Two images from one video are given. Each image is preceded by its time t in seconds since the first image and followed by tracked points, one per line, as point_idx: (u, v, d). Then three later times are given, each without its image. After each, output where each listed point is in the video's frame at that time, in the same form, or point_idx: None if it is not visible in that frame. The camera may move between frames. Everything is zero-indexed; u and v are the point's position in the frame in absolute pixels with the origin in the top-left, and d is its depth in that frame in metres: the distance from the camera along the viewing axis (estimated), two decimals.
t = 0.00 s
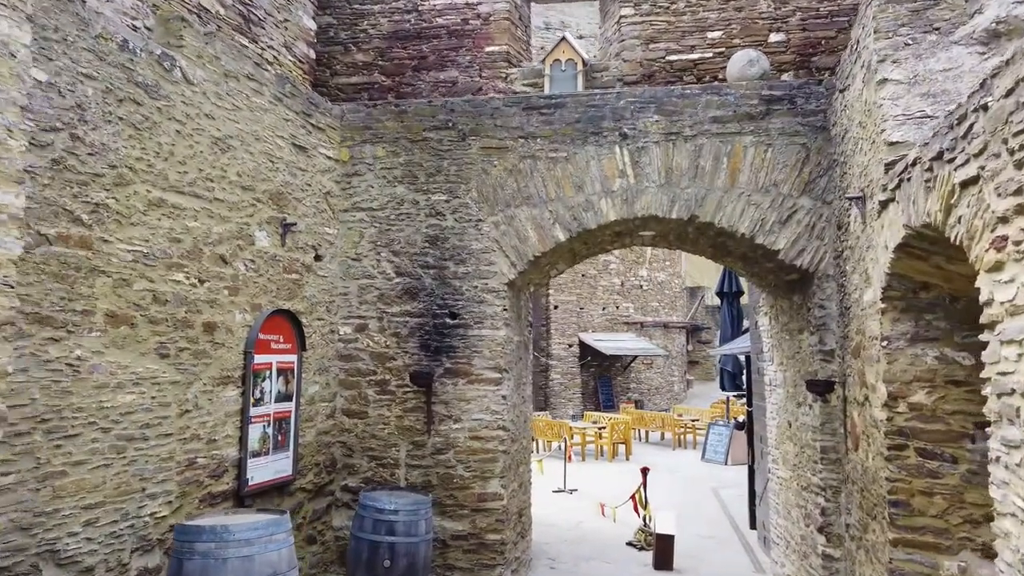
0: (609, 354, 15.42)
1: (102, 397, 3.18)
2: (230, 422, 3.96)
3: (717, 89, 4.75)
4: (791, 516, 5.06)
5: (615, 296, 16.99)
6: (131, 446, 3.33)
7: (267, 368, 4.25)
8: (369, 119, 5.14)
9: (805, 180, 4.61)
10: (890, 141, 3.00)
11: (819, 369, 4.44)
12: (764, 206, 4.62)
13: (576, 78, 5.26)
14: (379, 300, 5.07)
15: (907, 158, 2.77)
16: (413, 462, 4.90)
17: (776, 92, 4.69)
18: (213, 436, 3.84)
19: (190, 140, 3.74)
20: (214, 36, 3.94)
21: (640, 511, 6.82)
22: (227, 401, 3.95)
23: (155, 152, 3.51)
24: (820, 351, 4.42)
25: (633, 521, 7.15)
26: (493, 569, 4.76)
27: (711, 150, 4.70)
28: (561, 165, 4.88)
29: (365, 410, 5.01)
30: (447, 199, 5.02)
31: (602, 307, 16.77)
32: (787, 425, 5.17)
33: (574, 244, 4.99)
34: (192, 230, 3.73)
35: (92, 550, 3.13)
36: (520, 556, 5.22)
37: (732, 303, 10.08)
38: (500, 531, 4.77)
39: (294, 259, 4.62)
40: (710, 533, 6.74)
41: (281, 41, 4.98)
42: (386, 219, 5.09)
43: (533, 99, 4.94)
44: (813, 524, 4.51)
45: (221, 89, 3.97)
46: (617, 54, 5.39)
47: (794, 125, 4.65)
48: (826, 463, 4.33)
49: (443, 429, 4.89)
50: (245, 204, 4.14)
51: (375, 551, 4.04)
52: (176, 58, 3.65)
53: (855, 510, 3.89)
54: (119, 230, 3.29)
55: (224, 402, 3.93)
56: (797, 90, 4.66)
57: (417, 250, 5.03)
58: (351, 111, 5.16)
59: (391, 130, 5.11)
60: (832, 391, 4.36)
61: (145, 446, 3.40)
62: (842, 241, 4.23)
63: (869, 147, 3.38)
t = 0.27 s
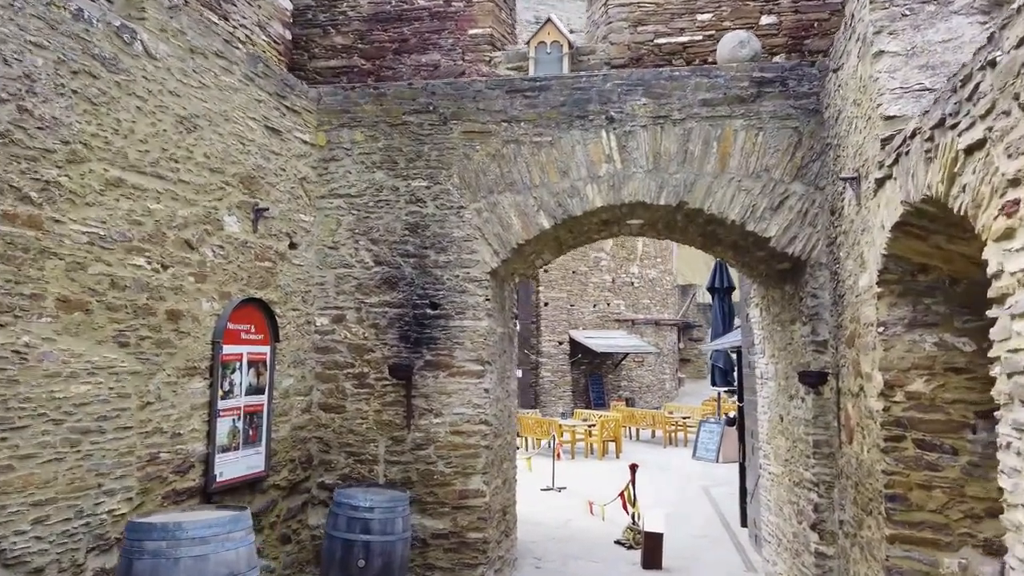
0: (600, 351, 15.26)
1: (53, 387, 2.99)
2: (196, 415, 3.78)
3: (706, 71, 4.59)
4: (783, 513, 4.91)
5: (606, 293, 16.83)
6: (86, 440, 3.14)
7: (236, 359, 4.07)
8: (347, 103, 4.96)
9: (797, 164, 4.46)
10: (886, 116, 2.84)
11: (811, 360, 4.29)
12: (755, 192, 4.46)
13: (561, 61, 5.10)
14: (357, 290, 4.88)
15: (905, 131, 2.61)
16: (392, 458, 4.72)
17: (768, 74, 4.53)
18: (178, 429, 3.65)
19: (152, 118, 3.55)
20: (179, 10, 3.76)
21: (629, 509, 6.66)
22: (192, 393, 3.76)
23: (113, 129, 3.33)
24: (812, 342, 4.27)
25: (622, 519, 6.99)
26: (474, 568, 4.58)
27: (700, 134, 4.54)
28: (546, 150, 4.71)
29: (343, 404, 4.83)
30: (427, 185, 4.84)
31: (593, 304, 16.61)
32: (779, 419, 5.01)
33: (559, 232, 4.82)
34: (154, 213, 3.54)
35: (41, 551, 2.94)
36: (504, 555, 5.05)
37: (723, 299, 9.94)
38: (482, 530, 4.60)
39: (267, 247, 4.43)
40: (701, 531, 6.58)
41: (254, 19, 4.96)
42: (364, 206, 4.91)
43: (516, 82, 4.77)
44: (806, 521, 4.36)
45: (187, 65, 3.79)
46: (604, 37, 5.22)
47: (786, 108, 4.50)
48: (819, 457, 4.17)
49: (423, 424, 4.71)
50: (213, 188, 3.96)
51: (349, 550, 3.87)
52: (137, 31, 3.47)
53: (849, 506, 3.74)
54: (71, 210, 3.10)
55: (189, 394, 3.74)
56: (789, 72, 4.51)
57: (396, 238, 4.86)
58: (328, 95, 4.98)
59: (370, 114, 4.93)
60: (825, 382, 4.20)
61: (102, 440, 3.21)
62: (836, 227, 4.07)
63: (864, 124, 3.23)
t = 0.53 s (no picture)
0: (593, 352, 15.15)
1: (15, 392, 2.85)
2: (171, 420, 3.64)
3: (701, 65, 4.47)
4: (778, 518, 4.79)
5: (600, 293, 16.70)
6: (51, 447, 3.00)
7: (214, 362, 3.92)
8: (331, 97, 4.82)
9: (794, 161, 4.34)
10: (887, 109, 2.73)
11: (808, 362, 4.17)
12: (750, 189, 4.34)
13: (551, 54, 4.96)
14: (341, 290, 4.74)
15: (908, 123, 2.49)
16: (377, 463, 4.58)
17: (763, 68, 4.41)
18: (152, 435, 3.51)
19: (124, 111, 3.41)
20: None
21: (622, 513, 6.54)
22: (167, 397, 3.62)
23: (81, 122, 3.19)
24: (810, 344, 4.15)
25: (615, 523, 6.88)
26: None
27: (694, 130, 4.42)
28: (536, 146, 4.58)
29: (326, 408, 4.69)
30: (414, 182, 4.70)
31: (587, 304, 16.49)
32: (775, 422, 4.90)
33: (549, 231, 4.69)
34: (125, 210, 3.40)
35: (2, 564, 2.79)
36: (493, 562, 4.92)
37: (717, 299, 9.81)
38: (470, 537, 4.47)
39: (247, 245, 4.29)
40: (694, 536, 6.47)
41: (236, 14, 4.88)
42: (349, 204, 4.77)
43: (505, 76, 4.63)
44: (802, 527, 4.24)
45: (161, 57, 3.65)
46: (596, 30, 5.09)
47: (782, 103, 4.38)
48: (816, 462, 4.06)
49: (409, 428, 4.57)
50: (190, 184, 3.81)
51: (331, 560, 3.75)
52: (107, 20, 3.33)
53: (847, 513, 3.63)
54: (36, 206, 2.96)
55: (164, 398, 3.60)
56: (786, 66, 4.39)
57: (382, 237, 4.72)
58: (312, 89, 4.84)
59: (355, 109, 4.79)
60: (822, 385, 4.09)
61: (69, 447, 3.07)
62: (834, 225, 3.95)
63: (864, 118, 3.10)
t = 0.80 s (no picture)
0: (583, 350, 15.00)
1: None
2: (137, 413, 3.44)
3: (694, 46, 4.32)
4: (772, 516, 4.65)
5: (590, 291, 16.56)
6: (4, 440, 2.80)
7: (183, 353, 3.72)
8: (310, 79, 4.64)
9: (790, 146, 4.19)
10: (893, 80, 2.58)
11: (804, 353, 4.03)
12: (745, 175, 4.19)
13: (538, 36, 4.79)
14: (321, 280, 4.56)
15: (916, 92, 2.34)
16: (357, 460, 4.40)
17: (758, 50, 4.27)
18: (115, 428, 3.32)
19: (86, 85, 3.22)
20: None
21: (611, 511, 6.39)
22: (133, 389, 3.42)
23: (38, 94, 2.99)
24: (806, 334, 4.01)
25: (604, 522, 6.72)
26: None
27: (687, 113, 4.27)
28: (523, 130, 4.41)
29: (305, 402, 4.50)
30: (396, 168, 4.53)
31: (576, 302, 16.34)
32: (769, 417, 4.75)
33: (537, 218, 4.53)
34: (86, 189, 3.21)
35: None
36: (478, 562, 4.75)
37: (708, 296, 9.67)
38: (454, 536, 4.30)
39: (220, 231, 4.10)
40: (685, 534, 6.32)
41: None
42: (329, 190, 4.58)
43: (491, 58, 4.47)
44: (798, 524, 4.10)
45: (127, 29, 3.46)
46: (586, 13, 4.94)
47: (778, 86, 4.23)
48: (813, 457, 3.91)
49: (391, 423, 4.40)
50: (158, 165, 3.62)
51: (305, 560, 3.56)
52: None
53: (846, 509, 3.48)
54: None
55: (129, 390, 3.40)
56: (782, 47, 4.25)
57: (363, 224, 4.54)
58: (290, 71, 4.65)
59: (335, 92, 4.61)
60: (818, 377, 3.94)
61: (23, 440, 2.88)
62: (831, 211, 3.81)
63: (866, 94, 2.96)
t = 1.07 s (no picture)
0: (568, 350, 14.86)
1: None
2: (90, 416, 3.23)
3: (681, 35, 4.17)
4: (760, 521, 4.51)
5: (574, 290, 16.41)
6: None
7: (142, 352, 3.51)
8: (282, 66, 4.44)
9: (779, 138, 4.05)
10: (893, 64, 2.44)
11: (794, 353, 3.88)
12: (733, 168, 4.04)
13: (520, 24, 4.62)
14: (292, 276, 4.36)
15: (919, 75, 2.20)
16: (329, 464, 4.21)
17: (748, 39, 4.13)
18: (67, 433, 3.11)
19: (35, 66, 3.01)
20: None
21: (595, 515, 6.23)
22: (86, 390, 3.21)
23: None
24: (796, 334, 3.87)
25: (588, 526, 6.56)
26: None
27: (674, 104, 4.12)
28: (504, 121, 4.24)
29: (275, 404, 4.30)
30: (372, 159, 4.34)
31: (561, 301, 16.20)
32: (756, 418, 4.61)
33: (518, 212, 4.35)
34: (34, 177, 3.00)
35: None
36: (456, 570, 4.57)
37: (693, 295, 9.54)
38: (430, 544, 4.12)
39: (185, 225, 3.89)
40: (670, 538, 6.18)
41: None
42: (301, 182, 4.38)
43: (471, 45, 4.29)
44: (786, 530, 3.96)
45: (82, 8, 3.25)
46: (570, 1, 4.77)
47: (768, 76, 4.09)
48: (802, 461, 3.77)
49: (365, 426, 4.21)
50: (115, 153, 3.41)
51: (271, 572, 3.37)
52: None
53: (838, 516, 3.34)
54: None
55: (82, 391, 3.19)
56: (772, 36, 4.11)
57: (337, 218, 4.34)
58: (261, 57, 4.46)
59: (308, 80, 4.42)
60: (809, 378, 3.80)
61: None
62: (823, 205, 3.67)
63: (862, 80, 2.81)
